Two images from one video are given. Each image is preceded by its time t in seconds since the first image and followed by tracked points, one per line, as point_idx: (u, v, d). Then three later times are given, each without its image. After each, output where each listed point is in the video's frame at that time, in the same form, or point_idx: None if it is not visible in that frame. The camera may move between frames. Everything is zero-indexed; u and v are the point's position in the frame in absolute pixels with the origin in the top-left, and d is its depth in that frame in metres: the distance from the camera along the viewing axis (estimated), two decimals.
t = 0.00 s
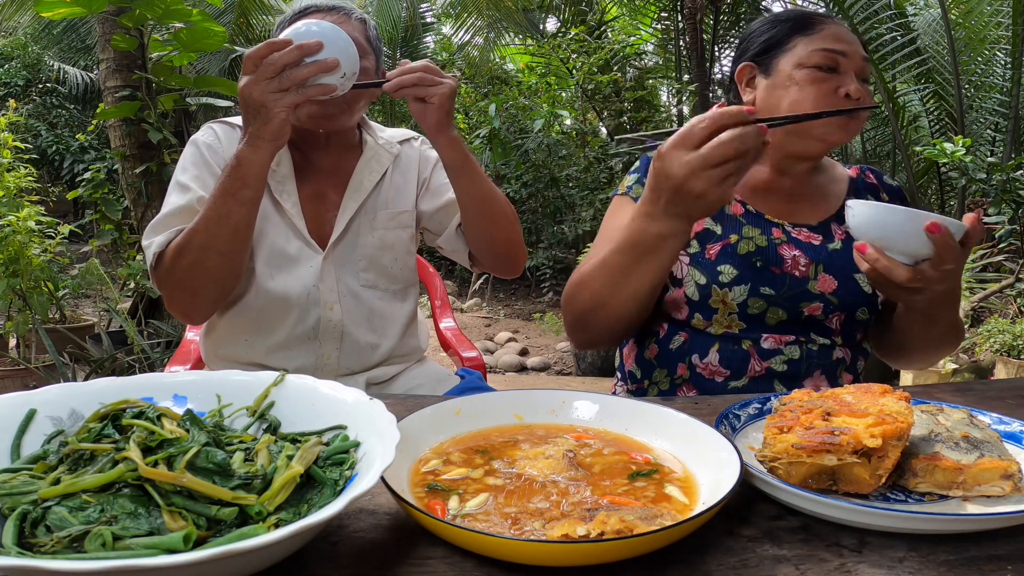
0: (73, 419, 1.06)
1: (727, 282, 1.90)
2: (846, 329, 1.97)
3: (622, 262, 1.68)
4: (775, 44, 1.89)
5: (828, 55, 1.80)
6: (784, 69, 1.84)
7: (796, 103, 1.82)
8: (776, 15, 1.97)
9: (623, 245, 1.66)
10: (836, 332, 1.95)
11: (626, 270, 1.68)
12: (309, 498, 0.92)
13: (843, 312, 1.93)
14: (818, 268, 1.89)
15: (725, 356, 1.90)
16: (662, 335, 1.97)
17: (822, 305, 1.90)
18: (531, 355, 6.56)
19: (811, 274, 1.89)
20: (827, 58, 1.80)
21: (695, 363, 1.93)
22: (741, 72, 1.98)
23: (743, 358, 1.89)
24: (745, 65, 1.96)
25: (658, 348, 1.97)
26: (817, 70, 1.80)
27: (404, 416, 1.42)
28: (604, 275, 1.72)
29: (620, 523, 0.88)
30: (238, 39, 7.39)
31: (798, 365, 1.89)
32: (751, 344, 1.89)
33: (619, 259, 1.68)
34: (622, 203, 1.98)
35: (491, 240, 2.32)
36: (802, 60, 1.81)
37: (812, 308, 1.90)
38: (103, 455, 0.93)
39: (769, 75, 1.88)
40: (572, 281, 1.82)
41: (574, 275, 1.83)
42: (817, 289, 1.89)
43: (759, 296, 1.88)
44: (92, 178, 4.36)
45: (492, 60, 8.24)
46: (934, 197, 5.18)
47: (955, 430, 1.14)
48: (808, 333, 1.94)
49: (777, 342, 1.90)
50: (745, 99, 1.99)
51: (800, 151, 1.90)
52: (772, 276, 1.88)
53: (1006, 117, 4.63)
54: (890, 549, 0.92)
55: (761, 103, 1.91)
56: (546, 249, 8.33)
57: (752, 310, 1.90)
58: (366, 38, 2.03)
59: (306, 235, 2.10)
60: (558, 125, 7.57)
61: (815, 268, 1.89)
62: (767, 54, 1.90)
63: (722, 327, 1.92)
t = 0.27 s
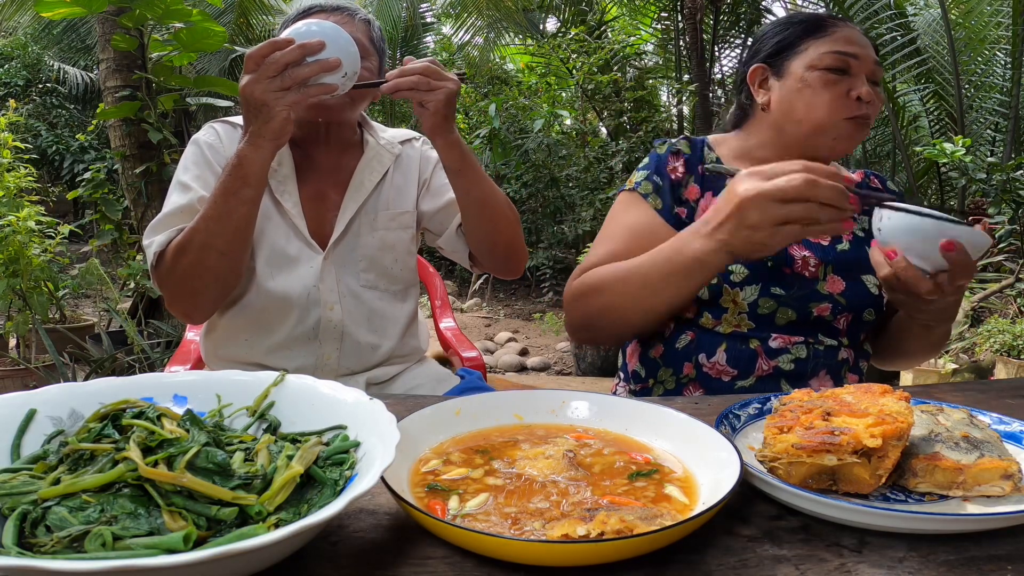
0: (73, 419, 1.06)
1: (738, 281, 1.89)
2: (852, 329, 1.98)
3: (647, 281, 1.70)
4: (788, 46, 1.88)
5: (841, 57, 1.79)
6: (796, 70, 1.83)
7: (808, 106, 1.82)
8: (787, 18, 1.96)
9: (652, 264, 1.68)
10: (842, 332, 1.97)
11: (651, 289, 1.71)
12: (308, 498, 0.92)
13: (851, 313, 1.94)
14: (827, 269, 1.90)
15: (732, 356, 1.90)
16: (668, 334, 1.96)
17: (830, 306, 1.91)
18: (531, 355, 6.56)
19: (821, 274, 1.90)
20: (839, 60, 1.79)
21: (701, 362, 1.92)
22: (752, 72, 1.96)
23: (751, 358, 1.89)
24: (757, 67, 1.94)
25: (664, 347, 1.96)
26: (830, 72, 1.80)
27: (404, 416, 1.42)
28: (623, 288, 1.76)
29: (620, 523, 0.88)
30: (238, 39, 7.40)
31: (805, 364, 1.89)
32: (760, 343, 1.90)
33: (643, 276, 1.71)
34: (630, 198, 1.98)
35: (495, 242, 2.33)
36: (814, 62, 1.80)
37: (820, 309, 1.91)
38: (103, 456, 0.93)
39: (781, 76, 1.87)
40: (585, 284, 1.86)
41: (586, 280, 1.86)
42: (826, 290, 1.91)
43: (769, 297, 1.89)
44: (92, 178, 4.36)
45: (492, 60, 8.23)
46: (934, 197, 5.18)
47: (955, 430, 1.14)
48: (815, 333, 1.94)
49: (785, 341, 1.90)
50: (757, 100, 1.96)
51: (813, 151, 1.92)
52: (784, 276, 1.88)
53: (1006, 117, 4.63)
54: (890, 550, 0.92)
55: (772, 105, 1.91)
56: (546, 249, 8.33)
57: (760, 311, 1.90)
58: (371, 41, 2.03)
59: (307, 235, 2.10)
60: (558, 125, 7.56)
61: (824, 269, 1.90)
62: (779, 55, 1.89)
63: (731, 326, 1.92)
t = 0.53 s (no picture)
0: (73, 419, 1.06)
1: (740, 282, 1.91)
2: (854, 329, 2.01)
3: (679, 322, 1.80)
4: (790, 46, 1.90)
5: (842, 58, 1.80)
6: (797, 71, 1.85)
7: (805, 103, 1.82)
8: (790, 20, 1.98)
9: (687, 311, 1.77)
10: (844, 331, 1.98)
11: (676, 325, 1.82)
12: (308, 498, 0.92)
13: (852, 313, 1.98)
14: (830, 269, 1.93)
15: (734, 355, 1.89)
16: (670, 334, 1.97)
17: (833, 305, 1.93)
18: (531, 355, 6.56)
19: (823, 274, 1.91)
20: (841, 61, 1.80)
21: (704, 361, 1.92)
22: (755, 73, 1.99)
23: (753, 357, 1.88)
24: (760, 67, 1.96)
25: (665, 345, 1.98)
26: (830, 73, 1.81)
27: (404, 416, 1.42)
28: (649, 318, 1.83)
29: (620, 523, 0.88)
30: (238, 39, 7.41)
31: (808, 363, 1.88)
32: (761, 343, 1.88)
33: (673, 315, 1.80)
34: (633, 201, 2.00)
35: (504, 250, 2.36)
36: (814, 62, 1.82)
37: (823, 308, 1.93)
38: (103, 456, 0.93)
39: (782, 76, 1.89)
40: (606, 308, 1.88)
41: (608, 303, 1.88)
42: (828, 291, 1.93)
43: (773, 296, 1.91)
44: (92, 178, 4.36)
45: (492, 60, 8.22)
46: (934, 197, 5.18)
47: (955, 430, 1.14)
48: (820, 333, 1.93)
49: (788, 340, 1.89)
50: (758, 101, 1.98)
51: (807, 153, 1.90)
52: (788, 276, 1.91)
53: (1006, 117, 4.63)
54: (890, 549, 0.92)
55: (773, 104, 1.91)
56: (546, 249, 8.33)
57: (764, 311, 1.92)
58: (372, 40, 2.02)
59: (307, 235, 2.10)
60: (558, 124, 7.56)
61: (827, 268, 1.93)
62: (782, 56, 1.91)
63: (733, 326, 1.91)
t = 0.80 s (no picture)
0: (73, 419, 1.07)
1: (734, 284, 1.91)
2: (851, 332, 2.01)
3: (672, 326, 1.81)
4: (792, 46, 1.91)
5: (845, 58, 1.80)
6: (799, 70, 1.85)
7: (807, 103, 1.82)
8: (790, 19, 1.98)
9: (679, 316, 1.79)
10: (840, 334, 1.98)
11: (668, 330, 1.83)
12: (308, 498, 0.92)
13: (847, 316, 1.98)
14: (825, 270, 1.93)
15: (730, 356, 1.89)
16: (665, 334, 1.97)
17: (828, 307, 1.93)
18: (531, 355, 6.56)
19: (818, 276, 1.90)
20: (843, 61, 1.81)
21: (700, 361, 1.92)
22: (755, 72, 1.98)
23: (749, 357, 1.88)
24: (761, 67, 1.96)
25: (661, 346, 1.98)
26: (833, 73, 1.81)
27: (404, 416, 1.43)
28: (641, 321, 1.83)
29: (620, 523, 0.88)
30: (238, 39, 7.42)
31: (804, 364, 1.88)
32: (756, 343, 1.88)
33: (666, 319, 1.81)
34: (629, 203, 2.00)
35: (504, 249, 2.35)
36: (816, 62, 1.82)
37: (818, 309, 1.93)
38: (103, 455, 0.93)
39: (784, 76, 1.89)
40: (601, 309, 1.88)
41: (604, 304, 1.88)
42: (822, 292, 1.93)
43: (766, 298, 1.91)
44: (92, 178, 4.36)
45: (492, 61, 8.22)
46: (934, 197, 5.18)
47: (955, 430, 1.14)
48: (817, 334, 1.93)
49: (784, 341, 1.88)
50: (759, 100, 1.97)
51: (808, 152, 1.89)
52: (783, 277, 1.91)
53: (1005, 117, 4.63)
54: (890, 549, 0.92)
55: (774, 104, 1.91)
56: (546, 249, 8.34)
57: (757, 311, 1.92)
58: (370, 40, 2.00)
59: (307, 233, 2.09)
60: (557, 125, 7.55)
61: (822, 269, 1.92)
62: (783, 56, 1.91)
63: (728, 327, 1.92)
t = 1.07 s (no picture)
0: (73, 419, 1.07)
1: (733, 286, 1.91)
2: (852, 332, 2.01)
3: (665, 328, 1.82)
4: (782, 45, 1.91)
5: (831, 58, 1.79)
6: (786, 71, 1.85)
7: (793, 106, 1.83)
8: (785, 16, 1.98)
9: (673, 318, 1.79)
10: (840, 335, 1.98)
11: (663, 333, 1.83)
12: (308, 498, 0.92)
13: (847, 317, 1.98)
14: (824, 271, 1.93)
15: (730, 356, 1.88)
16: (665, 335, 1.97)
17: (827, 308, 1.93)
18: (531, 355, 6.56)
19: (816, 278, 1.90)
20: (830, 61, 1.79)
21: (700, 362, 1.92)
22: (750, 72, 2.00)
23: (749, 358, 1.88)
24: (754, 67, 1.98)
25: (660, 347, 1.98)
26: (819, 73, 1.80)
27: (404, 416, 1.43)
28: (635, 324, 1.84)
29: (620, 523, 0.88)
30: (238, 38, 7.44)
31: (804, 365, 1.88)
32: (756, 344, 1.88)
33: (659, 321, 1.81)
34: (626, 206, 2.01)
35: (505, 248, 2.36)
36: (803, 62, 1.82)
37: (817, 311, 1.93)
38: (103, 456, 0.93)
39: (773, 77, 1.90)
40: (596, 311, 1.90)
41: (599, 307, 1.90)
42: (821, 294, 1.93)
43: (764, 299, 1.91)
44: (92, 178, 4.36)
45: (492, 60, 8.21)
46: (934, 197, 5.18)
47: (955, 430, 1.14)
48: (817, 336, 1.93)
49: (783, 342, 1.88)
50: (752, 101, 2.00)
51: (799, 154, 1.90)
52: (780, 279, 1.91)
53: (1005, 117, 4.64)
54: (890, 549, 0.92)
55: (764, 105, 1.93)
56: (546, 249, 8.34)
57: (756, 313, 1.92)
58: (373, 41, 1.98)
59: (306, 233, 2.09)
60: (558, 125, 7.54)
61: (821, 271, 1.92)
62: (774, 56, 1.92)
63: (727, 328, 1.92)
